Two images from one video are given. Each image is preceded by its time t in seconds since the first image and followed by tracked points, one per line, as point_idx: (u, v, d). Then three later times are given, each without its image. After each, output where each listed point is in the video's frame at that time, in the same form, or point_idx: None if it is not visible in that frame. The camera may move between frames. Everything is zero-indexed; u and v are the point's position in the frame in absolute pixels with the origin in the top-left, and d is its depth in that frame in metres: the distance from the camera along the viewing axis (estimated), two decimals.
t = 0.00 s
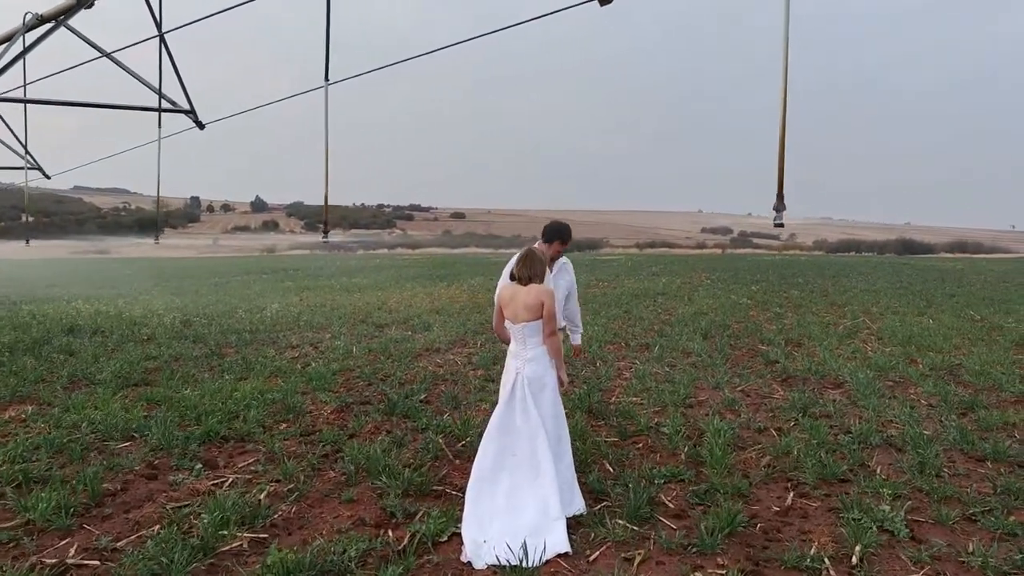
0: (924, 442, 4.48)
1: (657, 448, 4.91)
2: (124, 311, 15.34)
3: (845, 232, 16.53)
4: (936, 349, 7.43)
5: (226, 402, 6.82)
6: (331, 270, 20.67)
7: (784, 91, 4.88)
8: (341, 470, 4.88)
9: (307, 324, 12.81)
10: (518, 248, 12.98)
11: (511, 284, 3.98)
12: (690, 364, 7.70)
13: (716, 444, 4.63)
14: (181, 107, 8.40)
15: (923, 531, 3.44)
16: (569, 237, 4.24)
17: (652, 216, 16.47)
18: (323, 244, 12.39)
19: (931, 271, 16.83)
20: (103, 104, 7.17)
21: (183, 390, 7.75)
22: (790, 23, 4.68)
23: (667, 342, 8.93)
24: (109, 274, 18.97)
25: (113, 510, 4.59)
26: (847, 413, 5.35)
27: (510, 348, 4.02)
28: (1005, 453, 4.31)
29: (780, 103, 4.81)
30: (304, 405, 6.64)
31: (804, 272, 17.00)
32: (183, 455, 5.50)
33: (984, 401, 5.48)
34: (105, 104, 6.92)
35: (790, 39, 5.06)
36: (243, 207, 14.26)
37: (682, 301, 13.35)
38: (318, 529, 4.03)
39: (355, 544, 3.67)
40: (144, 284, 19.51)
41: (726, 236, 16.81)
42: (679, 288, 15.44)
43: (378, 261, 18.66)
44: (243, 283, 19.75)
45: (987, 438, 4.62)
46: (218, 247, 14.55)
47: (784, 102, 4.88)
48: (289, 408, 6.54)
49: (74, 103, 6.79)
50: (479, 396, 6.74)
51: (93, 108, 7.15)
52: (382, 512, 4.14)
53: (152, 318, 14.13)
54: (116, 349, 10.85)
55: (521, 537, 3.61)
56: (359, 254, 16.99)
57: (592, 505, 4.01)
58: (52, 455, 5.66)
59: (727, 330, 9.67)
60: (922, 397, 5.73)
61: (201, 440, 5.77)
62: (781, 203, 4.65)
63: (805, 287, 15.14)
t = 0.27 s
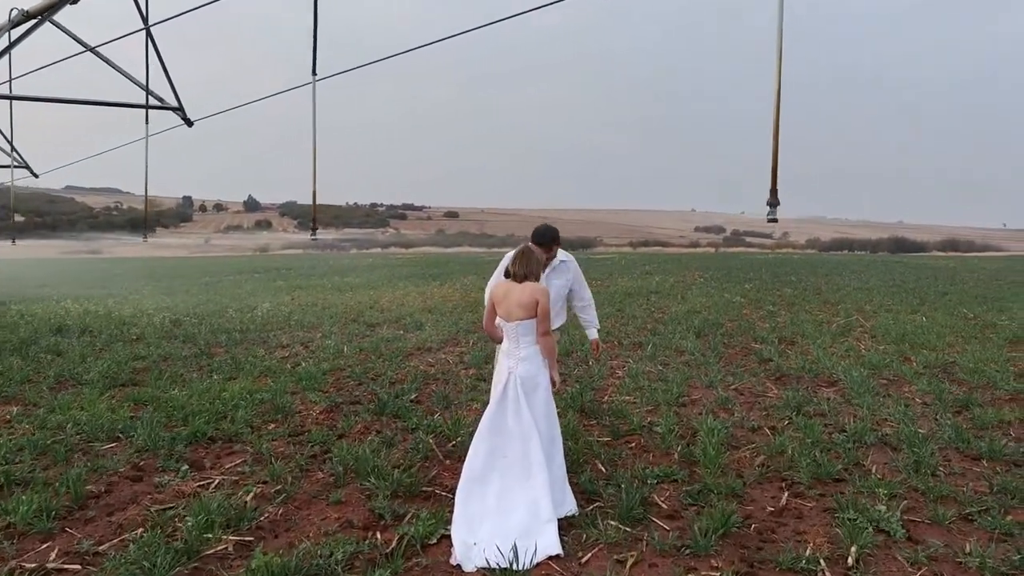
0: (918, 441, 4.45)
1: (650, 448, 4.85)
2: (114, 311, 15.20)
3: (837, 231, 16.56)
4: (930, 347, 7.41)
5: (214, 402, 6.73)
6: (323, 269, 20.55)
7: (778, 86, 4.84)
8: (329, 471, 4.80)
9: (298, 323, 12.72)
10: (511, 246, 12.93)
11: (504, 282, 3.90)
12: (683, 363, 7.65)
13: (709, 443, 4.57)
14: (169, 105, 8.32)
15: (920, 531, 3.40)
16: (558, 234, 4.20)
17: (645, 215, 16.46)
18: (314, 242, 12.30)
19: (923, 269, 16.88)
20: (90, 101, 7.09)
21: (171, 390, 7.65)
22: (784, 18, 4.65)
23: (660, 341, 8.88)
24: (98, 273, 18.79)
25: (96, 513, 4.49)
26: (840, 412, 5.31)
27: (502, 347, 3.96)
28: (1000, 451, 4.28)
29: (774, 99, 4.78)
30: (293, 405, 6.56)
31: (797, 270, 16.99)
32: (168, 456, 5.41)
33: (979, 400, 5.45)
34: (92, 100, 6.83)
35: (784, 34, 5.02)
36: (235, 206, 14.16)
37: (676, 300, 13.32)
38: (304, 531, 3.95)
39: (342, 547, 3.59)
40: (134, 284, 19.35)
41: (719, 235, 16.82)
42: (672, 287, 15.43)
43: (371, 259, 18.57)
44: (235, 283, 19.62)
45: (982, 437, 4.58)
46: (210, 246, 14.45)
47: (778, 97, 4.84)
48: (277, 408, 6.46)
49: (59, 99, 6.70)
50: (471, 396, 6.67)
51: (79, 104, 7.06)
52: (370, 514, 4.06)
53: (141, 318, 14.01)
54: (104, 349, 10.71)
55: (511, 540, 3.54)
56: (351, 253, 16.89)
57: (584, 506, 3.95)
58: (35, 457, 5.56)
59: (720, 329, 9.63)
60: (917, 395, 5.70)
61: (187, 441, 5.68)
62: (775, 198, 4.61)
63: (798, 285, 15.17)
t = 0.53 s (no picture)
0: (917, 441, 4.41)
1: (647, 449, 4.80)
2: (104, 311, 15.05)
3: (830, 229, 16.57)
4: (925, 346, 7.39)
5: (204, 403, 6.63)
6: (316, 268, 20.42)
7: (778, 83, 4.78)
8: (321, 474, 4.73)
9: (290, 323, 12.62)
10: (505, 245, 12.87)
11: (506, 281, 3.87)
12: (679, 362, 7.61)
13: (706, 444, 4.52)
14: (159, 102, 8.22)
15: (921, 533, 3.36)
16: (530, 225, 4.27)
17: (639, 214, 16.44)
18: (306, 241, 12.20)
19: (916, 267, 16.90)
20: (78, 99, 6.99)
21: (160, 391, 7.55)
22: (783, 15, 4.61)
23: (655, 340, 8.83)
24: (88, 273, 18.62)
25: (83, 518, 4.40)
26: (838, 412, 5.27)
27: (499, 349, 3.93)
28: (1000, 451, 4.25)
29: (773, 96, 4.73)
30: (285, 407, 6.47)
31: (790, 269, 16.99)
32: (158, 459, 5.32)
33: (976, 399, 5.42)
34: (80, 98, 6.73)
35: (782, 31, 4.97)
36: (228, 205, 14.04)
37: (671, 298, 13.29)
38: (296, 537, 3.88)
39: (334, 553, 3.52)
40: (124, 283, 19.20)
41: (713, 233, 16.81)
42: (666, 285, 15.41)
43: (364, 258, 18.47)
44: (227, 282, 19.49)
45: (980, 437, 4.55)
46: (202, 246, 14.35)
47: (777, 95, 4.79)
48: (268, 410, 6.37)
49: (46, 97, 6.58)
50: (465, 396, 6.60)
51: (66, 102, 6.94)
52: (363, 518, 3.99)
53: (132, 318, 13.88)
54: (94, 350, 10.59)
55: (506, 545, 3.48)
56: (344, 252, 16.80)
57: (581, 509, 3.89)
58: (21, 460, 5.46)
59: (715, 327, 9.60)
60: (914, 394, 5.67)
61: (177, 443, 5.59)
62: (775, 196, 4.55)
63: (792, 283, 15.17)
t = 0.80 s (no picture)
0: (918, 443, 4.37)
1: (645, 452, 4.73)
2: (95, 312, 14.88)
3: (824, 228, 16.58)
4: (923, 345, 7.37)
5: (196, 406, 6.53)
6: (310, 268, 20.29)
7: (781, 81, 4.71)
8: (315, 479, 4.65)
9: (284, 324, 12.51)
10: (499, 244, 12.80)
11: (507, 282, 3.84)
12: (676, 363, 7.56)
13: (706, 447, 4.46)
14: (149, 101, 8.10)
15: (925, 539, 3.32)
16: (503, 215, 4.27)
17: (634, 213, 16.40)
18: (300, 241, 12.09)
19: (909, 265, 16.93)
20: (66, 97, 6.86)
21: (151, 394, 7.43)
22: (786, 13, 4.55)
23: (652, 339, 8.78)
24: (78, 273, 18.41)
25: (71, 526, 4.29)
26: (837, 413, 5.23)
27: (496, 349, 3.85)
28: (1001, 453, 4.21)
29: (776, 95, 4.67)
30: (278, 410, 6.38)
31: (785, 267, 16.99)
32: (148, 464, 5.22)
33: (975, 399, 5.39)
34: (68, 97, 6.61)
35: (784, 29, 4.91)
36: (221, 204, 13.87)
37: (666, 297, 13.25)
38: (289, 545, 3.80)
39: (328, 563, 3.43)
40: (115, 284, 19.01)
41: (707, 232, 16.79)
42: (661, 284, 15.37)
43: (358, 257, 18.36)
44: (219, 282, 19.33)
45: (981, 438, 4.52)
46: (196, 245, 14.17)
47: (779, 93, 4.72)
48: (260, 413, 6.28)
49: (34, 96, 6.43)
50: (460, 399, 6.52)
51: (54, 101, 6.81)
52: (357, 526, 3.91)
53: (124, 319, 13.72)
54: (85, 351, 10.45)
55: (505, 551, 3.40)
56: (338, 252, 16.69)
57: (579, 515, 3.83)
58: (8, 466, 5.34)
59: (711, 327, 9.56)
60: (913, 395, 5.63)
61: (168, 448, 5.48)
62: (779, 196, 4.51)
63: (787, 282, 15.16)
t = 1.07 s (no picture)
0: (917, 441, 4.32)
1: (642, 452, 4.67)
2: (87, 311, 14.73)
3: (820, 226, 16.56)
4: (919, 343, 7.34)
5: (186, 407, 6.43)
6: (304, 267, 20.17)
7: (781, 75, 4.63)
8: (306, 481, 4.57)
9: (277, 323, 12.41)
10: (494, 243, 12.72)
11: (497, 277, 3.73)
12: (672, 361, 7.49)
13: (704, 447, 4.39)
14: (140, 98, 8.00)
15: (927, 540, 3.27)
16: (481, 202, 4.18)
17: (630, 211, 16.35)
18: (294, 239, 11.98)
19: (904, 263, 16.92)
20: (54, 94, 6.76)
21: (141, 394, 7.33)
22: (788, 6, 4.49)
23: (648, 338, 8.72)
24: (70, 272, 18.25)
25: (56, 529, 4.20)
26: (835, 412, 5.17)
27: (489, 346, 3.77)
28: (1002, 452, 4.17)
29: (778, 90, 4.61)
30: (270, 410, 6.29)
31: (781, 264, 16.95)
32: (137, 466, 5.12)
33: (974, 397, 5.35)
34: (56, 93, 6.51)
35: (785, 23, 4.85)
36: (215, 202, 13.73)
37: (662, 295, 13.20)
38: (279, 549, 3.72)
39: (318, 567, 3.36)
40: (107, 283, 18.85)
41: (703, 230, 16.75)
42: (656, 282, 15.32)
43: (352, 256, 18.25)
44: (212, 281, 19.18)
45: (981, 436, 4.47)
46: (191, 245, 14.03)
47: (780, 87, 4.66)
48: (251, 413, 6.19)
49: (20, 91, 6.29)
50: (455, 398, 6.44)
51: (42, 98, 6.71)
52: (349, 528, 3.83)
53: (116, 318, 13.59)
54: (76, 351, 10.32)
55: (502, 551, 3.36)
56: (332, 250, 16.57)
57: (575, 517, 3.76)
58: None
59: (707, 325, 9.50)
60: (911, 393, 5.58)
61: (157, 449, 5.39)
62: (780, 192, 4.44)
63: (783, 280, 15.13)
